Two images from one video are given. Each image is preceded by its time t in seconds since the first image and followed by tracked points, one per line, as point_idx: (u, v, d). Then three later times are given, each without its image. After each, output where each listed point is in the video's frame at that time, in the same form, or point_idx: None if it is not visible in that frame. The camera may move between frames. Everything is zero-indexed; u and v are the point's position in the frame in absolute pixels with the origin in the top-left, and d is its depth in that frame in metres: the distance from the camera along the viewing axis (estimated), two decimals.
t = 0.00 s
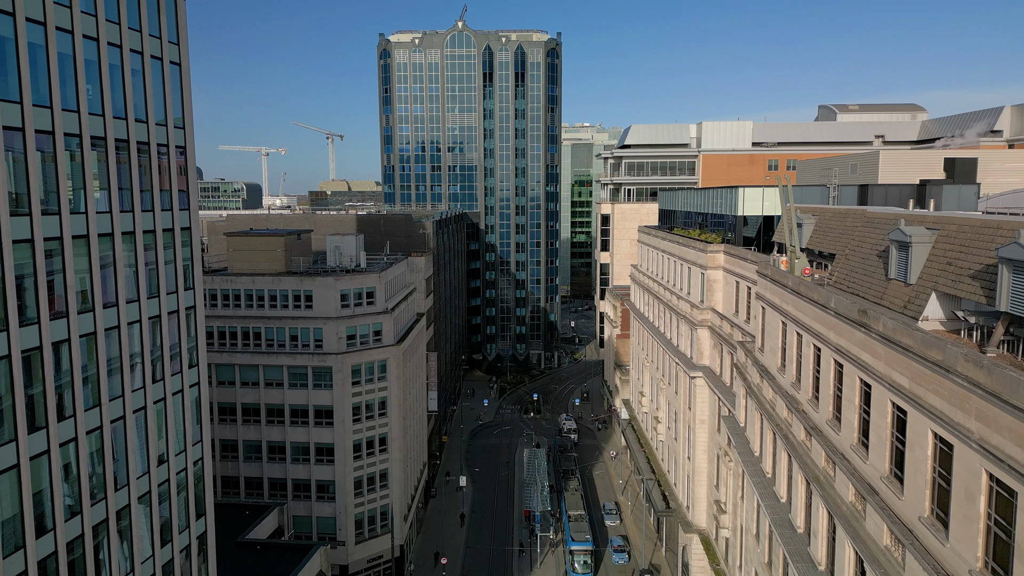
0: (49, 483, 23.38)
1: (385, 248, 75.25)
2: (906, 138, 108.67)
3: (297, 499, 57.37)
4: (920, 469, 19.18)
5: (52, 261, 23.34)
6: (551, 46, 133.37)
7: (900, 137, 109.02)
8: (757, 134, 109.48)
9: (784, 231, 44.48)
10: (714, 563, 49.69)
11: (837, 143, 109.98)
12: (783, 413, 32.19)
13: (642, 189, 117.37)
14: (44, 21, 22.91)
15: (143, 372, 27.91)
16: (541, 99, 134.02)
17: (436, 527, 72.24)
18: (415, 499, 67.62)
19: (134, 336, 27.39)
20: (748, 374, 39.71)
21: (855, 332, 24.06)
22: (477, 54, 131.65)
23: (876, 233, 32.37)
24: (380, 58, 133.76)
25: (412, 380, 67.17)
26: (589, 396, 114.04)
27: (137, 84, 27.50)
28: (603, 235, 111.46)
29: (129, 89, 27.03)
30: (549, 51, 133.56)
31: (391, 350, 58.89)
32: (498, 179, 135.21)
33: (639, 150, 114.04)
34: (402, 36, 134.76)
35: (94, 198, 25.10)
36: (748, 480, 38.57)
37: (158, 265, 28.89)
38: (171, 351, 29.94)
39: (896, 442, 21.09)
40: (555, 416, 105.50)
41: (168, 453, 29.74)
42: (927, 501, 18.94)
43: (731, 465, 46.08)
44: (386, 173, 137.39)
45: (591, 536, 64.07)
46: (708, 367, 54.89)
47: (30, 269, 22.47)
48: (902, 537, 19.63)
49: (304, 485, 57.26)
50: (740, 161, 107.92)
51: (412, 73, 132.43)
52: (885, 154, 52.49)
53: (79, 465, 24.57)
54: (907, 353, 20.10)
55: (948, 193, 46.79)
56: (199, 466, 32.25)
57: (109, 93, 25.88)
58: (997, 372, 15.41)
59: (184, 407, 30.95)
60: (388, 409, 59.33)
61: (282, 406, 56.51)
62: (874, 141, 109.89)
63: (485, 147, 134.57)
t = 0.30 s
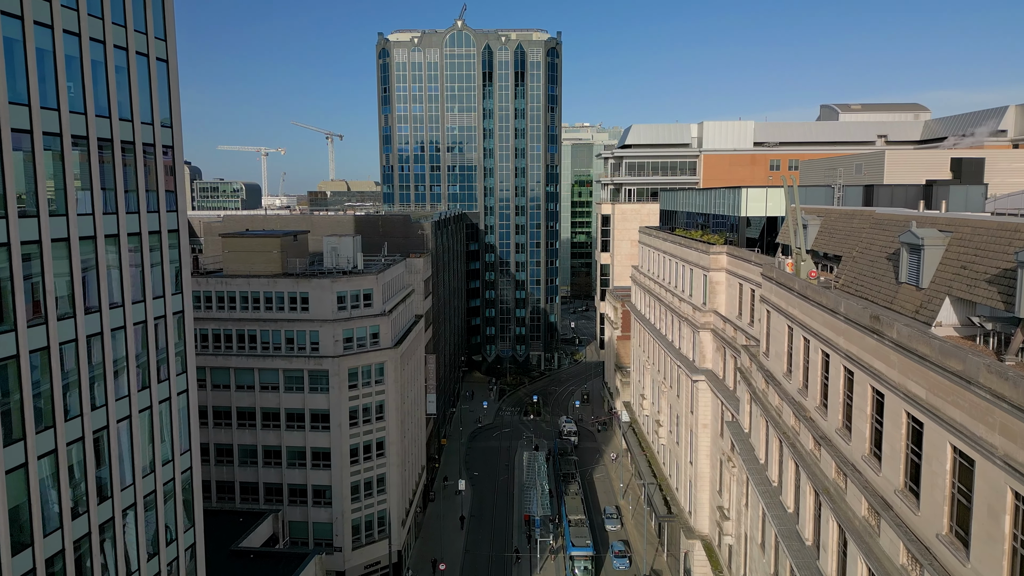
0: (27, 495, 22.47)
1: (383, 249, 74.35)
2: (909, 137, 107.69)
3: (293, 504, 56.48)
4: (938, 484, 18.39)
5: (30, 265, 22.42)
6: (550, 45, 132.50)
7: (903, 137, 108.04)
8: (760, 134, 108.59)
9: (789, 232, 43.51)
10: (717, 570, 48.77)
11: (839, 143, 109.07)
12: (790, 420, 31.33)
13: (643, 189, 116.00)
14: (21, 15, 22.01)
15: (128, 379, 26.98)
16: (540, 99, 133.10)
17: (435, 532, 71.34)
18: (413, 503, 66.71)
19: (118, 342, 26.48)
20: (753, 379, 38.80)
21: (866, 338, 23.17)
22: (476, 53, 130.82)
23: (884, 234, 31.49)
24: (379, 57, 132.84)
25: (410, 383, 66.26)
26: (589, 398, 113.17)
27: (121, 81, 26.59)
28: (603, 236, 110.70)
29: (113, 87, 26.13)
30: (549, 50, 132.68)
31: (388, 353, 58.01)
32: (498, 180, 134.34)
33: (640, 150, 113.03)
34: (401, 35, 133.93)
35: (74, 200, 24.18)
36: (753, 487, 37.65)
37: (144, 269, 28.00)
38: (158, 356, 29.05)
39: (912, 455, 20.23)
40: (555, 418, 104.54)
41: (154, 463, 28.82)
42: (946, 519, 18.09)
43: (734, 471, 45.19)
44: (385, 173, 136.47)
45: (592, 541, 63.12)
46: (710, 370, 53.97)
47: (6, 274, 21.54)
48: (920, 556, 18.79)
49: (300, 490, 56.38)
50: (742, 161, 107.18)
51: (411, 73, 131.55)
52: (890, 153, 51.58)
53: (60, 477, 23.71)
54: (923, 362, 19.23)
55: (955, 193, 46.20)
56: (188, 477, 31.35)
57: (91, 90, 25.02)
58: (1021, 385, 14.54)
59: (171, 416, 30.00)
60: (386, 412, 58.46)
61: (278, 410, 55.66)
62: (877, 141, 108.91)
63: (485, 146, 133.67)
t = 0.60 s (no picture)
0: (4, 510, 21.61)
1: (381, 251, 73.43)
2: (912, 137, 106.74)
3: (289, 510, 55.60)
4: (957, 500, 17.51)
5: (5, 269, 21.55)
6: (550, 44, 131.64)
7: (906, 136, 107.09)
8: (761, 134, 108.38)
9: (794, 233, 42.57)
10: None
11: (841, 142, 108.15)
12: (797, 427, 30.45)
13: (643, 189, 114.57)
14: None
15: (110, 387, 26.09)
16: (540, 98, 132.17)
17: (433, 536, 70.45)
18: (411, 507, 65.76)
19: (100, 348, 25.60)
20: (758, 384, 37.90)
21: (878, 345, 22.29)
22: (475, 52, 129.96)
23: (893, 236, 30.58)
24: (378, 57, 131.96)
25: (408, 386, 65.34)
26: (590, 400, 112.30)
27: (104, 78, 25.73)
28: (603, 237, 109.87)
29: (95, 84, 25.27)
30: (549, 49, 131.81)
31: (386, 356, 57.10)
32: (497, 179, 133.41)
33: (640, 150, 111.96)
34: (399, 34, 133.10)
35: (53, 201, 23.33)
36: (757, 495, 36.76)
37: (128, 272, 27.12)
38: (144, 362, 28.17)
39: (928, 469, 19.35)
40: (555, 420, 103.69)
41: (139, 474, 27.92)
42: (967, 537, 17.20)
43: (737, 477, 44.29)
44: (384, 173, 135.55)
45: (592, 546, 62.19)
46: (713, 374, 53.07)
47: None
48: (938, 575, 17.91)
49: (296, 495, 55.51)
50: (743, 161, 105.64)
51: (409, 72, 130.62)
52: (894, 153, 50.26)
53: (38, 489, 22.87)
54: (941, 371, 18.33)
55: (963, 194, 45.30)
56: (174, 487, 30.46)
57: (72, 87, 24.17)
58: None
59: (157, 424, 29.11)
60: (383, 416, 57.56)
61: (274, 414, 54.76)
62: (880, 140, 107.97)
63: (484, 146, 132.78)
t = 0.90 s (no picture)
0: None
1: (378, 252, 72.55)
2: (914, 136, 105.80)
3: (284, 515, 54.72)
4: (978, 518, 16.66)
5: None
6: (550, 43, 130.83)
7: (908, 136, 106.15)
8: (762, 134, 107.66)
9: (799, 234, 41.65)
10: None
11: (843, 142, 107.24)
12: (803, 435, 29.59)
13: (644, 189, 113.46)
14: None
15: (90, 394, 25.20)
16: (540, 98, 131.24)
17: (431, 540, 69.55)
18: (408, 511, 64.83)
19: (80, 355, 24.75)
20: (763, 390, 37.01)
21: (891, 353, 21.39)
22: (475, 51, 129.06)
23: (903, 238, 29.68)
24: (377, 56, 131.01)
25: (405, 389, 64.43)
26: (590, 402, 111.37)
27: (84, 74, 24.87)
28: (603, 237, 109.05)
29: (75, 81, 24.42)
30: (548, 49, 130.92)
31: (383, 359, 56.18)
32: (497, 180, 132.56)
33: (640, 150, 111.05)
34: (399, 33, 132.09)
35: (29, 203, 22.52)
36: (761, 504, 35.87)
37: (111, 277, 26.27)
38: (127, 367, 27.29)
39: (946, 483, 18.47)
40: (555, 422, 102.81)
41: (123, 486, 27.05)
42: (988, 557, 16.33)
43: (741, 483, 43.42)
44: (383, 173, 134.56)
45: (592, 551, 61.32)
46: (715, 378, 52.22)
47: None
48: None
49: (291, 500, 54.63)
50: (745, 161, 104.94)
51: (408, 71, 129.63)
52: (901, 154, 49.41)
53: (13, 502, 22.05)
54: (959, 383, 17.44)
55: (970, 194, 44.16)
56: (161, 497, 29.58)
57: (49, 84, 23.34)
58: None
59: (142, 432, 28.23)
60: (380, 420, 56.66)
61: (269, 418, 53.88)
62: (882, 140, 107.08)
63: (484, 146, 131.89)
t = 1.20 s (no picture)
0: None
1: (375, 253, 71.62)
2: (917, 136, 104.87)
3: (279, 521, 53.82)
4: (1001, 538, 15.79)
5: None
6: (550, 43, 130.06)
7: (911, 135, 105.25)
8: (764, 133, 105.82)
9: (804, 235, 40.71)
10: None
11: (845, 142, 106.36)
12: (810, 443, 28.70)
13: (644, 189, 112.68)
14: None
15: (67, 403, 24.26)
16: (539, 97, 130.33)
17: (429, 544, 68.73)
18: (406, 515, 63.98)
19: (58, 361, 23.85)
20: (767, 395, 36.12)
21: (906, 361, 20.47)
22: (474, 50, 128.17)
23: (912, 240, 28.80)
24: (376, 55, 130.06)
25: (403, 392, 63.59)
26: (590, 404, 110.41)
27: (63, 71, 23.98)
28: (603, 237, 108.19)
29: (53, 77, 23.51)
30: (548, 48, 130.12)
31: (379, 362, 55.28)
32: (496, 180, 131.75)
33: (640, 150, 110.17)
34: (398, 32, 131.36)
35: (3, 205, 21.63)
36: (766, 512, 34.97)
37: (91, 281, 25.36)
38: (109, 373, 26.41)
39: (966, 498, 17.59)
40: (555, 425, 101.90)
41: (104, 499, 26.10)
42: None
43: (744, 490, 42.53)
44: (381, 173, 133.61)
45: (592, 557, 60.44)
46: (717, 381, 51.30)
47: None
48: None
49: (286, 505, 53.71)
50: (746, 161, 105.16)
51: (407, 70, 128.65)
52: (908, 154, 48.49)
53: None
54: (980, 394, 16.57)
55: (978, 195, 43.07)
56: (144, 508, 28.61)
57: (26, 81, 22.45)
58: None
59: (125, 442, 27.33)
60: (377, 424, 55.79)
61: (263, 422, 52.98)
62: (884, 140, 106.18)
63: (483, 146, 131.05)
